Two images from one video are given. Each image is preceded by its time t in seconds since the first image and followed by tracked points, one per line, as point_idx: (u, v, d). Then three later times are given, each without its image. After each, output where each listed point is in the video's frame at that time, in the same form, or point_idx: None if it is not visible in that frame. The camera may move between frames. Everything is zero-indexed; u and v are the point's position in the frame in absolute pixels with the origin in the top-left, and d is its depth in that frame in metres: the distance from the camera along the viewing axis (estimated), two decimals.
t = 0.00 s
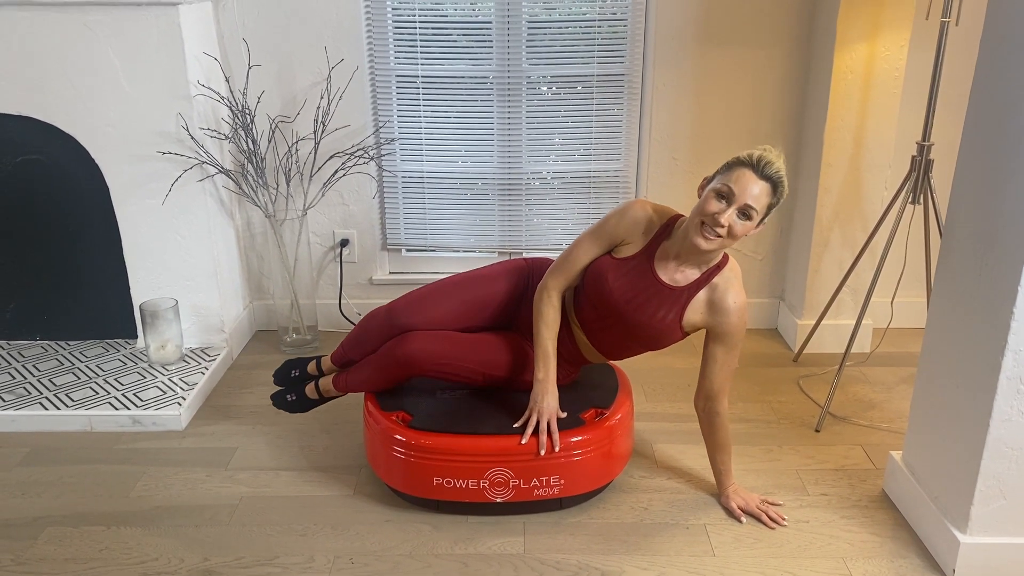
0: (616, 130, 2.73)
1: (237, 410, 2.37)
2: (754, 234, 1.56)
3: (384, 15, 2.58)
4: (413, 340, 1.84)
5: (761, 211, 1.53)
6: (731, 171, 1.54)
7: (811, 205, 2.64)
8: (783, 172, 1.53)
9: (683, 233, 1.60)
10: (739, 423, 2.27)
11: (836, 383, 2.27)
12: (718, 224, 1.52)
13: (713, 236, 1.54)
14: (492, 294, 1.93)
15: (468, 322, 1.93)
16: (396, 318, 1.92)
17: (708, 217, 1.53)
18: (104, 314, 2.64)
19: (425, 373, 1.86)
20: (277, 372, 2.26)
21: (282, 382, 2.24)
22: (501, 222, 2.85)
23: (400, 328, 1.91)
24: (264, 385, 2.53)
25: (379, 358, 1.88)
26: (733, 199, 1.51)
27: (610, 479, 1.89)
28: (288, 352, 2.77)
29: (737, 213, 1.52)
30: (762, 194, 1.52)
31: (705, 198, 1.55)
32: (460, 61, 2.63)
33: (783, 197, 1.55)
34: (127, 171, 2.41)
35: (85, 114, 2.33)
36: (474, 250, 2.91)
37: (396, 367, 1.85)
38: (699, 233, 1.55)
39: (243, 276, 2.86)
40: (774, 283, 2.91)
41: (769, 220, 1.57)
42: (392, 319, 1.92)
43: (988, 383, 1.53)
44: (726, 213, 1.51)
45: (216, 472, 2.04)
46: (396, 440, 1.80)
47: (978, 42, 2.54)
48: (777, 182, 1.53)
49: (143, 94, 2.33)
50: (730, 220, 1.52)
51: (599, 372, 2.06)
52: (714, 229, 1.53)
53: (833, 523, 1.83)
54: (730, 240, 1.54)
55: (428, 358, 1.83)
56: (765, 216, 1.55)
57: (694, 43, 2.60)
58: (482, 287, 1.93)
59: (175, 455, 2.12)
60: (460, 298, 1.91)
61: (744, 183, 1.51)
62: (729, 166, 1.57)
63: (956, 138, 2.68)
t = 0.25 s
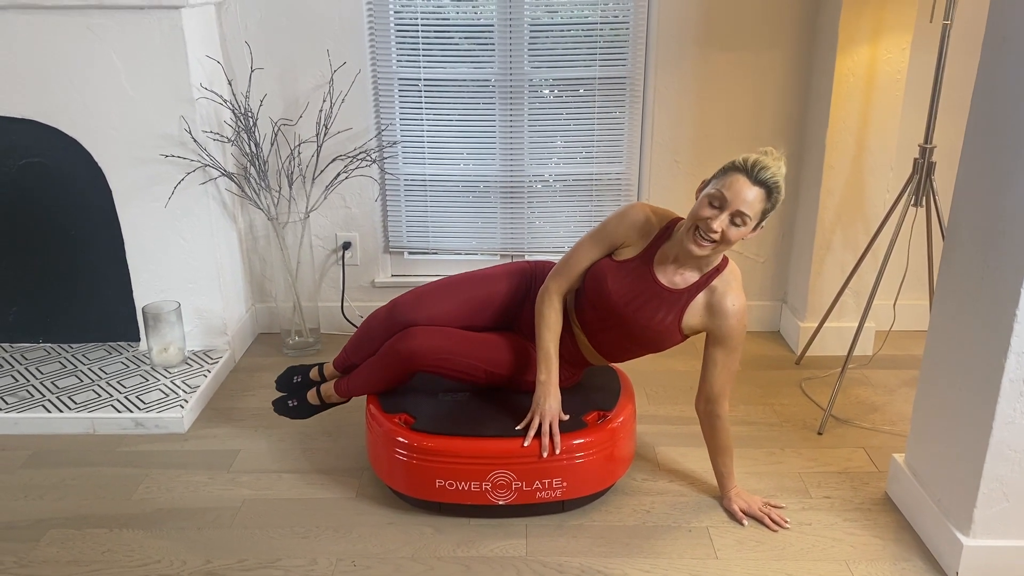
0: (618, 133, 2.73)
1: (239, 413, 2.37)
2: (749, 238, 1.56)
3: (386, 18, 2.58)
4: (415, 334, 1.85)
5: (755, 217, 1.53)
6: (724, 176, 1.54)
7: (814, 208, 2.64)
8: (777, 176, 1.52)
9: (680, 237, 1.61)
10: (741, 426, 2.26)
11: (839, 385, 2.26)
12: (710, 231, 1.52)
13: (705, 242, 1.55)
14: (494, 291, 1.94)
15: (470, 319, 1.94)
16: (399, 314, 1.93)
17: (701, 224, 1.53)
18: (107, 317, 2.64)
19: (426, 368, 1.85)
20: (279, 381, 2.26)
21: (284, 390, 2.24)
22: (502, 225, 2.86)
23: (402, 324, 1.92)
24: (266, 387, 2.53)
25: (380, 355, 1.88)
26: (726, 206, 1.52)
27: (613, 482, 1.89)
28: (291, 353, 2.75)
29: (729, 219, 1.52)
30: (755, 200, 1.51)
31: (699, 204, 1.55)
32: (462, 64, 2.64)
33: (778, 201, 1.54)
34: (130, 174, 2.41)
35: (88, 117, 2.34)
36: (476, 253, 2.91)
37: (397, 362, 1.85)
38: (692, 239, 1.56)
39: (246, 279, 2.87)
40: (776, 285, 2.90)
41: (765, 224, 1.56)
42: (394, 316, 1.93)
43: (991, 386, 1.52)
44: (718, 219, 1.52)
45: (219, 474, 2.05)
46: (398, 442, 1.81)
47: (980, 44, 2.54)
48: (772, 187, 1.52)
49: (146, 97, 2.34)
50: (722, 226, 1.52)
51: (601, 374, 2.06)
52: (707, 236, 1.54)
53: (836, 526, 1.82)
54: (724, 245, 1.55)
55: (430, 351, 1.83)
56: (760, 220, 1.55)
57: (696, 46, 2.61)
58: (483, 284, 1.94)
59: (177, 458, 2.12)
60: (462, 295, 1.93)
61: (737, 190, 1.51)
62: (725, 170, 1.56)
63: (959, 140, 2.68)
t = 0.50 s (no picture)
0: (620, 135, 2.73)
1: (242, 414, 2.37)
2: (740, 240, 1.55)
3: (389, 20, 2.59)
4: (417, 334, 1.85)
5: (736, 220, 1.52)
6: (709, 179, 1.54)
7: (816, 209, 2.64)
8: (756, 179, 1.49)
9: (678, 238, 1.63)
10: (744, 428, 2.26)
11: (841, 387, 2.26)
12: (689, 236, 1.55)
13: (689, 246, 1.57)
14: (495, 292, 1.94)
15: (471, 319, 1.94)
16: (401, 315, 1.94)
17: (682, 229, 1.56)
18: (109, 318, 2.64)
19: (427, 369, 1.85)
20: (282, 383, 2.28)
21: (286, 392, 2.26)
22: (505, 227, 2.86)
23: (405, 324, 1.92)
24: (269, 389, 2.53)
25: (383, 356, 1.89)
26: (703, 211, 1.53)
27: (615, 483, 1.89)
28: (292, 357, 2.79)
29: (708, 224, 1.54)
30: (732, 205, 1.50)
31: (687, 207, 1.58)
32: (464, 66, 2.64)
33: (764, 204, 1.50)
34: (133, 176, 2.42)
35: (91, 119, 2.35)
36: (479, 255, 2.92)
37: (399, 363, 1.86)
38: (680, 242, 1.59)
39: (248, 280, 2.87)
40: (779, 287, 2.90)
41: (757, 226, 1.54)
42: (397, 316, 1.94)
43: (994, 386, 1.52)
44: (694, 224, 1.54)
45: (221, 475, 2.05)
46: (400, 443, 1.81)
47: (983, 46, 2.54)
48: (752, 190, 1.49)
49: (149, 99, 2.34)
50: (698, 231, 1.54)
51: (603, 375, 2.06)
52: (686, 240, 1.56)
53: (838, 527, 1.82)
54: (710, 248, 1.56)
55: (432, 351, 1.83)
56: (747, 222, 1.53)
57: (698, 47, 2.61)
58: (485, 285, 1.95)
59: (180, 459, 2.12)
60: (464, 296, 1.93)
61: (711, 195, 1.51)
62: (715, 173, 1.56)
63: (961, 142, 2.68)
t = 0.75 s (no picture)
0: (623, 136, 2.73)
1: (243, 415, 2.37)
2: (753, 237, 1.55)
3: (391, 21, 2.59)
4: (421, 343, 1.85)
5: (753, 215, 1.52)
6: (722, 176, 1.54)
7: (819, 210, 2.63)
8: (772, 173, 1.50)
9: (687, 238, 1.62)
10: (747, 429, 2.25)
11: (845, 388, 2.26)
12: (706, 232, 1.53)
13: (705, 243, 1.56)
14: (498, 295, 1.93)
15: (475, 323, 1.93)
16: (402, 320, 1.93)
17: (698, 225, 1.55)
18: (111, 320, 2.64)
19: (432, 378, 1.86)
20: (282, 380, 2.25)
21: (287, 390, 2.23)
22: (507, 228, 2.86)
23: (407, 331, 1.91)
24: (270, 390, 2.53)
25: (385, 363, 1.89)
26: (720, 206, 1.52)
27: (618, 484, 1.88)
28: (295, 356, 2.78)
29: (725, 219, 1.52)
30: (751, 199, 1.50)
31: (699, 205, 1.57)
32: (466, 67, 2.64)
33: (778, 198, 1.51)
34: (135, 177, 2.42)
35: (93, 120, 2.35)
36: (481, 256, 2.91)
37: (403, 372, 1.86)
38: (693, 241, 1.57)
39: (250, 281, 2.87)
40: (782, 288, 2.90)
41: (769, 222, 1.54)
42: (398, 323, 1.92)
43: (998, 386, 1.52)
44: (713, 220, 1.53)
45: (223, 477, 2.04)
46: (402, 444, 1.80)
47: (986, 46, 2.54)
48: (769, 183, 1.50)
49: (151, 100, 2.34)
50: (717, 226, 1.53)
51: (605, 376, 2.06)
52: (703, 237, 1.54)
53: (842, 528, 1.82)
54: (724, 245, 1.55)
55: (438, 360, 1.83)
56: (761, 218, 1.53)
57: (700, 48, 2.61)
58: (488, 287, 1.94)
59: (182, 460, 2.12)
60: (467, 300, 1.92)
61: (729, 190, 1.51)
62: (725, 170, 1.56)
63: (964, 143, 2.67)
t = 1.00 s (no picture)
0: (624, 137, 2.73)
1: (245, 416, 2.37)
2: (771, 230, 1.57)
3: (393, 22, 2.60)
4: (425, 359, 1.86)
5: (775, 205, 1.55)
6: (740, 169, 1.56)
7: (820, 211, 2.63)
8: (790, 164, 1.56)
9: (699, 236, 1.61)
10: (749, 429, 2.25)
11: (846, 388, 2.25)
12: (736, 221, 1.53)
13: (732, 234, 1.54)
14: (500, 303, 1.91)
15: (476, 330, 1.93)
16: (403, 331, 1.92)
17: (725, 216, 1.54)
18: (113, 321, 2.65)
19: (439, 391, 1.89)
20: (281, 376, 2.21)
21: (287, 387, 2.20)
22: (508, 229, 2.86)
23: (408, 344, 1.90)
24: (272, 391, 2.53)
25: (387, 377, 1.89)
26: (748, 195, 1.53)
27: (619, 484, 1.88)
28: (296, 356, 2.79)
29: (752, 208, 1.53)
30: (775, 188, 1.53)
31: (718, 199, 1.56)
32: (468, 68, 2.65)
33: (795, 189, 1.56)
34: (137, 178, 2.43)
35: (96, 121, 2.36)
36: (483, 257, 2.91)
37: (405, 386, 1.88)
38: (718, 234, 1.55)
39: (252, 282, 2.87)
40: (783, 289, 2.90)
41: (784, 215, 1.58)
42: (399, 335, 1.91)
43: (1000, 385, 1.52)
44: (743, 208, 1.53)
45: (225, 477, 2.05)
46: (404, 444, 1.80)
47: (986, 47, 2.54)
48: (789, 173, 1.55)
49: (153, 101, 2.35)
50: (746, 215, 1.53)
51: (607, 376, 2.06)
52: (732, 227, 1.53)
53: (844, 528, 1.81)
54: (749, 237, 1.55)
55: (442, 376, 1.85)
56: (779, 210, 1.57)
57: (701, 49, 2.61)
58: (489, 293, 1.91)
59: (184, 461, 2.12)
60: (466, 308, 1.90)
61: (756, 178, 1.53)
62: (736, 166, 1.59)
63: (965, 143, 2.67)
